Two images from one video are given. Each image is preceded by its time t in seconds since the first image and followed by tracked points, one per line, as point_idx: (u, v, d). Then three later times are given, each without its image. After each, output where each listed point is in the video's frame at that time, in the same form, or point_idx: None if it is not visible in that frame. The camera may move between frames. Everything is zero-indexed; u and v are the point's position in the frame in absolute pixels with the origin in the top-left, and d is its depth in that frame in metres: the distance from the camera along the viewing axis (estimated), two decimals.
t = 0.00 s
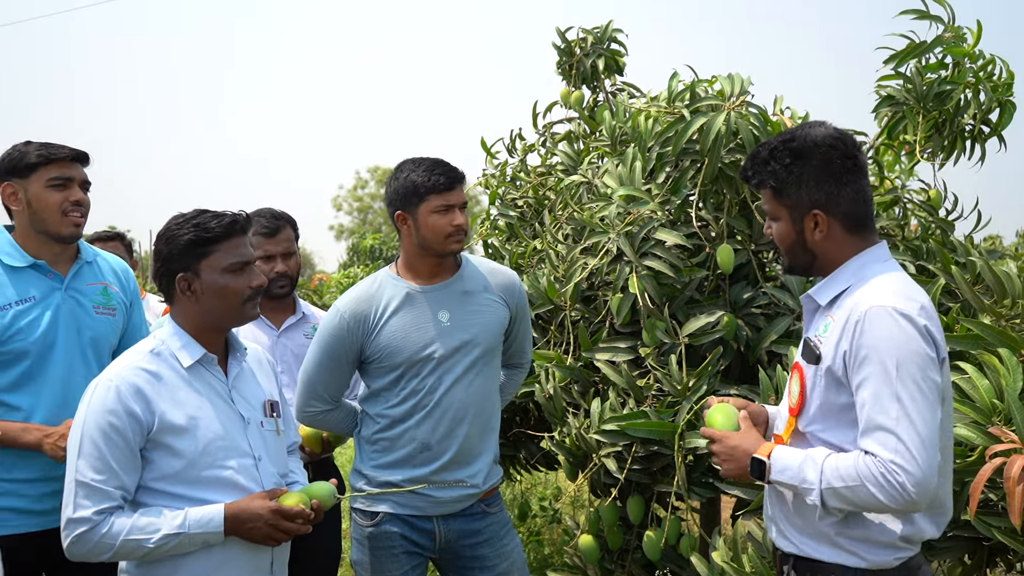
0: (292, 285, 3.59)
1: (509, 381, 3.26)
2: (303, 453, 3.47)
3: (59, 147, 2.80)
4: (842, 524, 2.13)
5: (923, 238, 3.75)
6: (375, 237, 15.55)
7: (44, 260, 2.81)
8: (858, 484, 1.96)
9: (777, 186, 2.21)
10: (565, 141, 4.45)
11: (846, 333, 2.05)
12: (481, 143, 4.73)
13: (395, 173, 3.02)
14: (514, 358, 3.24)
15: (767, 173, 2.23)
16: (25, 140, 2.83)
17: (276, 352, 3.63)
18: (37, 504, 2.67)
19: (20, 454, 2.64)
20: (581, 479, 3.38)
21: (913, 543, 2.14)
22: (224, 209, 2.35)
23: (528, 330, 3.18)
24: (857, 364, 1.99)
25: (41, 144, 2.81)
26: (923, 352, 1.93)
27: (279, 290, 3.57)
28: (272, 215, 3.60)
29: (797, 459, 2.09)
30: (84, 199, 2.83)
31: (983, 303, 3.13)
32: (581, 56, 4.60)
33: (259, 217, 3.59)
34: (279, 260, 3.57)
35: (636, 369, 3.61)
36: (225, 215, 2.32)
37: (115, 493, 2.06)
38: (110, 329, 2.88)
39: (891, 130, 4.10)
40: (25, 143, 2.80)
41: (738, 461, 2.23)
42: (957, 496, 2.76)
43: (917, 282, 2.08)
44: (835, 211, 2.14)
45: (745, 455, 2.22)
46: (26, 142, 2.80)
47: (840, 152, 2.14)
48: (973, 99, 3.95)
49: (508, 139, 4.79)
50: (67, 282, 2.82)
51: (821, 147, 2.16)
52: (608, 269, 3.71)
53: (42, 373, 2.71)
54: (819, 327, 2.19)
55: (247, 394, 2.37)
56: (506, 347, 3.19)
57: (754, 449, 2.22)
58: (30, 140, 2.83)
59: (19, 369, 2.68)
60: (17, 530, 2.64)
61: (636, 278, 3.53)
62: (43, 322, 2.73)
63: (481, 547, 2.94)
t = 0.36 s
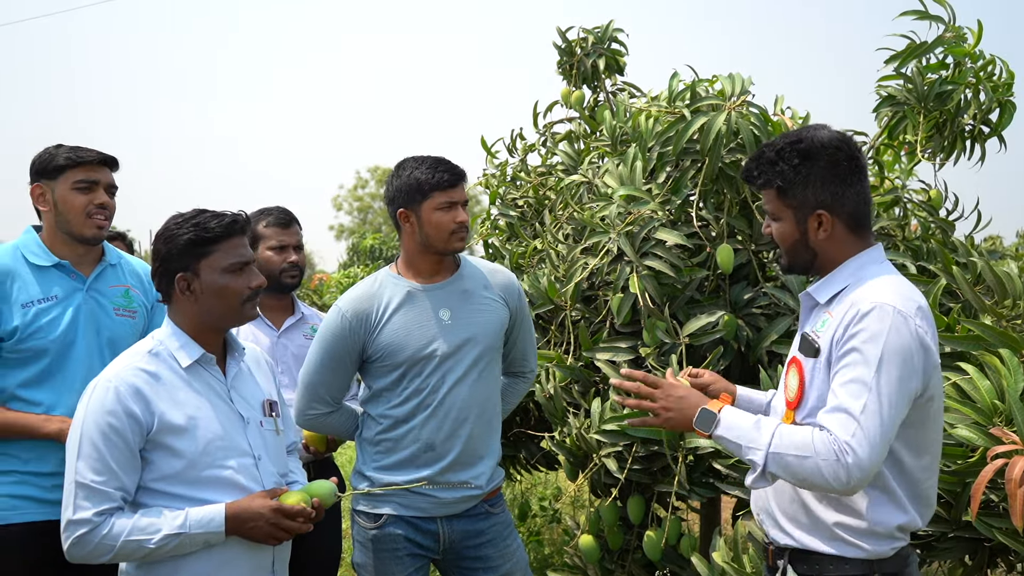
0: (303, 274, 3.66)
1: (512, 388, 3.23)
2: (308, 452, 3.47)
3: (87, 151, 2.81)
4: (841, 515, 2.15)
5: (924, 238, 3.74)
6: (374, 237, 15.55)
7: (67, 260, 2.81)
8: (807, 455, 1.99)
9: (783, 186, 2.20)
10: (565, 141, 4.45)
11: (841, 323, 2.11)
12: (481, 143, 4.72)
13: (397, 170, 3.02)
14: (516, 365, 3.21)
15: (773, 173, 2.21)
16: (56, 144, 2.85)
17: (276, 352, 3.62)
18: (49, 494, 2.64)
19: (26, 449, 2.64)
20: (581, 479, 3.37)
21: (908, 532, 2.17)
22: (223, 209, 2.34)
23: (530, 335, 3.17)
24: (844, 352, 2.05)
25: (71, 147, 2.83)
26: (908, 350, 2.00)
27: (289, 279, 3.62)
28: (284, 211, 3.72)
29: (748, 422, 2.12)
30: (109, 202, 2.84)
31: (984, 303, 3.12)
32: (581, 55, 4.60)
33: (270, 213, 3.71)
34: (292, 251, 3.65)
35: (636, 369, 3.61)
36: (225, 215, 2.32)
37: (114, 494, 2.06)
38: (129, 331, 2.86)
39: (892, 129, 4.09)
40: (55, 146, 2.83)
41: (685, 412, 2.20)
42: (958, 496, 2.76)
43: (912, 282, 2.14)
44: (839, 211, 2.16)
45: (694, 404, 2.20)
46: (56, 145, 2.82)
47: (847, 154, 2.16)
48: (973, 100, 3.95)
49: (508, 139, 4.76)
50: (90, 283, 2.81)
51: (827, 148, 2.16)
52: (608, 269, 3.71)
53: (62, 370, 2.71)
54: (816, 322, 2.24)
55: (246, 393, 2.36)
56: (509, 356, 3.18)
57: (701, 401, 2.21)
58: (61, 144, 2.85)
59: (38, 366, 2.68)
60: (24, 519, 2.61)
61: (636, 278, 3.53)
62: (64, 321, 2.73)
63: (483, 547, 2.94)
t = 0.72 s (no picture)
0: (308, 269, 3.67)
1: (517, 391, 3.23)
2: (314, 450, 3.49)
3: (100, 148, 2.82)
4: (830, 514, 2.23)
5: (924, 237, 3.74)
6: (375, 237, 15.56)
7: (73, 256, 2.81)
8: (859, 467, 2.06)
9: (775, 181, 2.32)
10: (565, 141, 4.46)
11: (837, 326, 2.19)
12: (481, 143, 4.72)
13: (398, 170, 3.02)
14: (523, 367, 3.20)
15: (767, 169, 2.34)
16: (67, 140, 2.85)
17: (277, 352, 3.62)
18: (45, 497, 2.64)
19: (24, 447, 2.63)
20: (581, 479, 3.37)
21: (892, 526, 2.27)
22: (222, 208, 2.34)
23: (536, 335, 3.15)
24: (849, 354, 2.13)
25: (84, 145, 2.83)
26: (908, 339, 2.09)
27: (294, 275, 3.62)
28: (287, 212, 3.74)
29: (793, 452, 2.17)
30: (120, 200, 2.86)
31: (984, 303, 3.13)
32: (582, 56, 4.60)
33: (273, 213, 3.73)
34: (297, 247, 3.67)
35: (636, 368, 3.61)
36: (224, 215, 2.32)
37: (115, 496, 2.05)
38: (131, 330, 2.86)
39: (892, 129, 4.09)
40: (67, 143, 2.83)
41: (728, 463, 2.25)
42: (958, 496, 2.76)
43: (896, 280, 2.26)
44: (828, 209, 2.28)
45: (734, 456, 2.25)
46: (69, 143, 2.83)
47: (839, 155, 2.28)
48: (973, 100, 3.95)
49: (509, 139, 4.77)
50: (93, 282, 2.82)
51: (820, 147, 2.29)
52: (608, 269, 3.71)
53: (62, 367, 2.70)
54: (804, 321, 2.33)
55: (244, 393, 2.37)
56: (514, 356, 3.17)
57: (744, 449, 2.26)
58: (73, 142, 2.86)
59: (39, 362, 2.67)
60: (20, 523, 2.61)
61: (636, 278, 3.53)
62: (67, 317, 2.73)
63: (482, 547, 2.94)
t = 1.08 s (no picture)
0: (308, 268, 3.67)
1: (515, 391, 3.23)
2: (314, 450, 3.51)
3: (90, 146, 2.81)
4: (821, 510, 2.24)
5: (924, 238, 3.75)
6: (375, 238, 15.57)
7: (63, 255, 2.82)
8: (850, 467, 2.08)
9: (773, 185, 2.32)
10: (565, 141, 4.46)
11: (835, 327, 2.20)
12: (481, 143, 4.72)
13: (396, 171, 3.02)
14: (521, 367, 3.21)
15: (765, 173, 2.34)
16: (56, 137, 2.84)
17: (278, 351, 3.62)
18: (42, 498, 2.64)
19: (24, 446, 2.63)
20: (581, 479, 3.38)
21: (882, 525, 2.28)
22: (222, 209, 2.34)
23: (535, 337, 3.16)
24: (846, 356, 2.14)
25: (72, 142, 2.82)
26: (904, 344, 2.11)
27: (294, 273, 3.62)
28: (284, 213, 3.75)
29: (786, 444, 2.19)
30: (110, 198, 2.85)
31: (983, 303, 3.13)
32: (582, 56, 4.60)
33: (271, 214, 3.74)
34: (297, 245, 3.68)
35: (636, 369, 3.61)
36: (224, 215, 2.32)
37: (116, 497, 2.06)
38: (124, 329, 2.89)
39: (892, 130, 4.10)
40: (55, 140, 2.81)
41: (719, 446, 2.28)
42: (958, 496, 2.76)
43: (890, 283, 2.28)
44: (824, 214, 2.30)
45: (727, 441, 2.28)
46: (58, 140, 2.81)
47: (835, 160, 2.30)
48: (974, 100, 3.95)
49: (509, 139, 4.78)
50: (84, 280, 2.83)
51: (817, 152, 2.31)
52: (609, 270, 3.71)
53: (58, 366, 2.71)
54: (800, 323, 2.34)
55: (244, 393, 2.37)
56: (513, 356, 3.17)
57: (736, 434, 2.28)
58: (61, 138, 2.84)
59: (36, 362, 2.67)
60: (19, 525, 2.61)
61: (637, 278, 3.53)
62: (61, 316, 2.73)
63: (480, 546, 2.94)
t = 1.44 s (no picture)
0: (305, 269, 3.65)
1: (513, 391, 3.23)
2: (313, 450, 3.49)
3: (74, 144, 2.81)
4: (818, 510, 2.23)
5: (924, 238, 3.75)
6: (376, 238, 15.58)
7: (46, 255, 2.79)
8: (850, 471, 2.10)
9: (775, 187, 2.32)
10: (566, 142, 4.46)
11: (830, 331, 2.20)
12: (481, 143, 4.72)
13: (393, 173, 3.03)
14: (519, 367, 3.21)
15: (767, 175, 2.34)
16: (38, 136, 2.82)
17: (278, 351, 3.62)
18: (36, 503, 2.64)
19: (23, 447, 2.63)
20: (581, 479, 3.38)
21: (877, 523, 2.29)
22: (222, 209, 2.34)
23: (533, 338, 3.16)
24: (841, 360, 2.15)
25: (55, 140, 2.81)
26: (900, 347, 2.12)
27: (291, 273, 3.61)
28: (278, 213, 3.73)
29: (788, 451, 2.20)
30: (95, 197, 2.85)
31: (983, 304, 3.13)
32: (583, 56, 4.60)
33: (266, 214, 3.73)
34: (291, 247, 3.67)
35: (637, 369, 3.61)
36: (223, 216, 2.32)
37: (115, 498, 2.06)
38: (112, 327, 2.90)
39: (892, 130, 4.09)
40: (38, 138, 2.80)
41: (725, 459, 2.29)
42: (958, 497, 2.75)
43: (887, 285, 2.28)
44: (824, 216, 2.31)
45: (730, 452, 2.29)
46: (40, 138, 2.80)
47: (836, 164, 2.31)
48: (974, 101, 3.95)
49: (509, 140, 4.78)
50: (70, 280, 2.82)
51: (820, 155, 2.31)
52: (609, 270, 3.71)
53: (48, 367, 2.69)
54: (794, 326, 2.35)
55: (243, 394, 2.37)
56: (511, 356, 3.17)
57: (740, 444, 2.30)
58: (42, 136, 2.82)
59: (28, 364, 2.65)
60: (15, 531, 2.60)
61: (637, 279, 3.53)
62: (51, 317, 2.72)
63: (479, 546, 2.94)
